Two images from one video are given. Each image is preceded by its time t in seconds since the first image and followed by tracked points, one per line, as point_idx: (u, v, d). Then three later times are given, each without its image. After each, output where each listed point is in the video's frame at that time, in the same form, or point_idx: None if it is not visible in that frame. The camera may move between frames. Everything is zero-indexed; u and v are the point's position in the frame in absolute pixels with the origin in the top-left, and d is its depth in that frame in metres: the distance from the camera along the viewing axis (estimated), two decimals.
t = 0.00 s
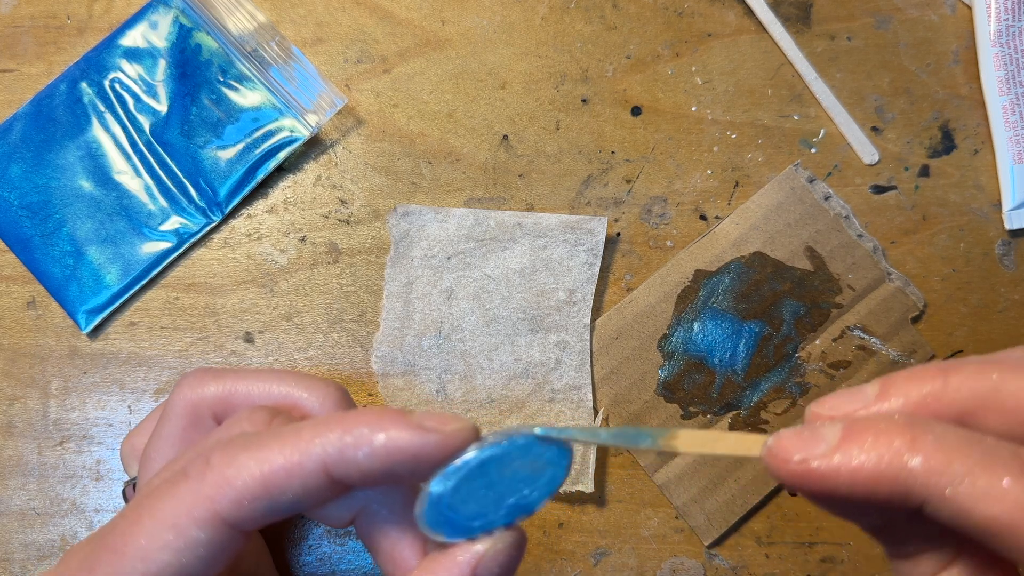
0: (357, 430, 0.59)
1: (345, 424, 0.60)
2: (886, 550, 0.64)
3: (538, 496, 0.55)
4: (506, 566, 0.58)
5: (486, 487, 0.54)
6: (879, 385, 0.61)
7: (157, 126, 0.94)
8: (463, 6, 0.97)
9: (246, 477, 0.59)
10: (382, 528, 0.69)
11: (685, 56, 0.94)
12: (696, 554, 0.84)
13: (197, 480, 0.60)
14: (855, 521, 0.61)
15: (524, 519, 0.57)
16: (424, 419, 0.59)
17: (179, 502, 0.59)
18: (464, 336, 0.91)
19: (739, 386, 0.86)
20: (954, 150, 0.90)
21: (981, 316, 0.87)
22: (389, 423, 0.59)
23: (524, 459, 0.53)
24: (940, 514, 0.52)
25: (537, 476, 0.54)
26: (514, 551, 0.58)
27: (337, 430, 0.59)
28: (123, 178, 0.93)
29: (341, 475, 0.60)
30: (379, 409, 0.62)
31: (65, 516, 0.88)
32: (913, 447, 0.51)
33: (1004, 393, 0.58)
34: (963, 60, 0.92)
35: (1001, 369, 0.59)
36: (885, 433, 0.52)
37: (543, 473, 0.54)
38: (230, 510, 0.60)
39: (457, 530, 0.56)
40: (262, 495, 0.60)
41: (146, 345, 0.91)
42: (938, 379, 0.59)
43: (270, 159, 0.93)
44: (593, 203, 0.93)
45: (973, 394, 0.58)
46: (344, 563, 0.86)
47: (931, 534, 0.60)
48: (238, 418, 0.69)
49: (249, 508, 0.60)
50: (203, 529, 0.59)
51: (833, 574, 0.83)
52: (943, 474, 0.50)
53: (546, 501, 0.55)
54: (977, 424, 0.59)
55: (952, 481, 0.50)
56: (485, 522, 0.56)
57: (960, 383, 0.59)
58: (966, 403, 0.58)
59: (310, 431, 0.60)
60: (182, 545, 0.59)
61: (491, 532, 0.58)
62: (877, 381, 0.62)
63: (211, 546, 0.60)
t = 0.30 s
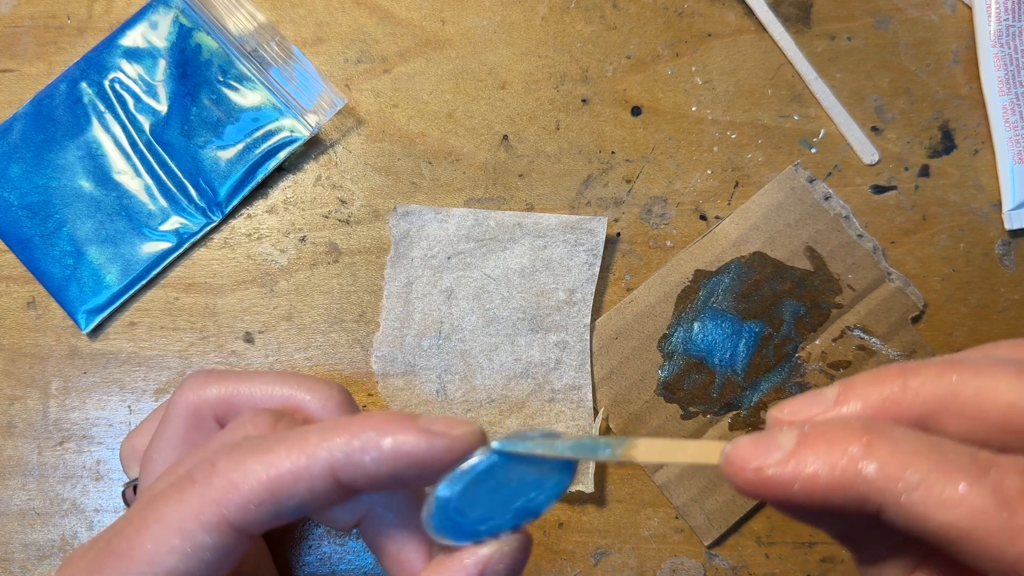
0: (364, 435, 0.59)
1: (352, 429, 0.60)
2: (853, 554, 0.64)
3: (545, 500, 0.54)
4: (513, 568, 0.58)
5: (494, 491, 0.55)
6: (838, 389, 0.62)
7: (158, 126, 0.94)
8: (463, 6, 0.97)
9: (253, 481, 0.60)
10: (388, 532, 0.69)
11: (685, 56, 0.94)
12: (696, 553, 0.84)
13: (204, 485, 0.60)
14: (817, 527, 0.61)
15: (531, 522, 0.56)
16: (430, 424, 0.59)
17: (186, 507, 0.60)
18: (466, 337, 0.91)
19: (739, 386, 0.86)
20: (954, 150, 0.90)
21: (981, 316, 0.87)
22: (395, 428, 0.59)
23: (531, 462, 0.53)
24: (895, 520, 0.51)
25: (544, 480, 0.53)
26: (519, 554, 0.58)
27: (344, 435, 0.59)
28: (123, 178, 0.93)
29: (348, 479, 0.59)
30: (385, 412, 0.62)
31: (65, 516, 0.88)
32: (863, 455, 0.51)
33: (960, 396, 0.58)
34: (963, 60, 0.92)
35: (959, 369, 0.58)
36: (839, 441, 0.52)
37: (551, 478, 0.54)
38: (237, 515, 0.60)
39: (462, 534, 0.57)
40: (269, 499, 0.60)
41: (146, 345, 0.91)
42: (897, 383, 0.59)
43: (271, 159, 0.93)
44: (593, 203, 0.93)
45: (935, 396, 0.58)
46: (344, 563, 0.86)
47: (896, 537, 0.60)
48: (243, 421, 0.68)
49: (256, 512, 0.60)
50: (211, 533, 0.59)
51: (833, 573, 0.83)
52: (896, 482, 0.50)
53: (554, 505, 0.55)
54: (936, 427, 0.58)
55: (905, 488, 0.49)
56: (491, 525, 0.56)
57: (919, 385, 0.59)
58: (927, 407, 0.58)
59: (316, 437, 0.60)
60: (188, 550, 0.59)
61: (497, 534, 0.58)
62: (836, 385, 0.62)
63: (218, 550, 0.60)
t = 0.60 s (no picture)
0: (358, 434, 0.59)
1: (347, 428, 0.60)
2: (886, 550, 0.64)
3: (540, 500, 0.54)
4: (512, 567, 0.59)
5: (490, 491, 0.54)
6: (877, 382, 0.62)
7: (157, 126, 0.94)
8: (463, 6, 0.97)
9: (249, 480, 0.60)
10: (383, 531, 0.69)
11: (685, 56, 0.94)
12: (696, 553, 0.84)
13: (200, 484, 0.60)
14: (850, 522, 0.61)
15: (528, 523, 0.57)
16: (426, 423, 0.59)
17: (182, 506, 0.60)
18: (465, 337, 0.91)
19: (739, 386, 0.86)
20: (954, 150, 0.90)
21: (981, 316, 0.87)
22: (390, 428, 0.59)
23: (526, 462, 0.53)
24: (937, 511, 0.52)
25: (540, 479, 0.53)
26: (517, 555, 0.59)
27: (340, 435, 0.59)
28: (123, 178, 0.93)
29: (343, 479, 0.59)
30: (381, 412, 0.62)
31: (65, 516, 0.88)
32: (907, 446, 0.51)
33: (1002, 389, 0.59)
34: (963, 60, 0.92)
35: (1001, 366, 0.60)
36: (882, 434, 0.53)
37: (546, 476, 0.54)
38: (232, 514, 0.60)
39: (460, 534, 0.56)
40: (264, 499, 0.60)
41: (146, 345, 0.91)
42: (938, 375, 0.60)
43: (270, 159, 0.93)
44: (593, 203, 0.93)
45: (976, 389, 0.59)
46: (344, 564, 0.86)
47: (930, 533, 0.60)
48: (240, 421, 0.68)
49: (251, 511, 0.60)
50: (206, 533, 0.60)
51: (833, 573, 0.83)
52: (941, 473, 0.50)
53: (549, 505, 0.55)
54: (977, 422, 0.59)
55: (949, 479, 0.50)
56: (489, 525, 0.56)
57: (959, 379, 0.59)
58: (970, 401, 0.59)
59: (312, 436, 0.60)
60: (184, 549, 0.59)
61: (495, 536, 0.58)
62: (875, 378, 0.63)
63: (214, 549, 0.60)
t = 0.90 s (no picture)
0: (348, 426, 0.59)
1: (337, 420, 0.60)
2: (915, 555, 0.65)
3: (529, 495, 0.54)
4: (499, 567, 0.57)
5: (477, 480, 0.54)
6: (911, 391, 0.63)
7: (157, 126, 0.94)
8: (463, 6, 0.97)
9: (239, 471, 0.60)
10: (376, 527, 0.69)
11: (685, 56, 0.94)
12: (696, 553, 0.84)
13: (191, 476, 0.60)
14: (884, 528, 0.62)
15: (517, 520, 0.55)
16: (416, 415, 0.60)
17: (173, 498, 0.60)
18: (464, 336, 0.91)
19: (739, 386, 0.86)
20: (954, 150, 0.90)
21: (981, 316, 0.87)
22: (380, 419, 0.59)
23: (515, 454, 0.54)
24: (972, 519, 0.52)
25: (530, 471, 0.54)
26: (507, 552, 0.57)
27: (330, 425, 0.60)
28: (123, 178, 0.93)
29: (332, 470, 0.60)
30: (371, 405, 0.62)
31: (65, 516, 0.88)
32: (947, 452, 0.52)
33: None
34: (963, 60, 0.92)
35: None
36: (921, 440, 0.53)
37: (534, 468, 0.54)
38: (222, 505, 0.59)
39: (448, 528, 0.56)
40: (254, 491, 0.60)
41: (146, 345, 0.91)
42: (973, 388, 0.60)
43: (270, 159, 0.93)
44: (593, 203, 0.93)
45: (1009, 400, 0.59)
46: (344, 564, 0.86)
47: (962, 540, 0.61)
48: (233, 418, 0.69)
49: (241, 502, 0.60)
50: (195, 524, 0.59)
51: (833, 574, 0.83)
52: (979, 480, 0.50)
53: (538, 502, 0.54)
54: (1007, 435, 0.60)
55: (987, 487, 0.50)
56: (477, 519, 0.55)
57: (995, 389, 0.60)
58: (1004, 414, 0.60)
59: (302, 428, 0.60)
60: (175, 541, 0.59)
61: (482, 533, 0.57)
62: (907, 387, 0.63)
63: (204, 541, 0.60)
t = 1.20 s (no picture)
0: (346, 427, 0.59)
1: (336, 421, 0.60)
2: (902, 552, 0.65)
3: (527, 497, 0.54)
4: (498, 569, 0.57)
5: (477, 481, 0.54)
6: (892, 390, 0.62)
7: (157, 126, 0.94)
8: (463, 6, 0.97)
9: (238, 473, 0.60)
10: (375, 527, 0.69)
11: (685, 56, 0.95)
12: (696, 553, 0.84)
13: (190, 478, 0.60)
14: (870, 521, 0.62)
15: (515, 521, 0.56)
16: (415, 416, 0.60)
17: (171, 499, 0.60)
18: (464, 336, 0.91)
19: (739, 386, 0.86)
20: (954, 150, 0.90)
21: (981, 316, 0.87)
22: (378, 420, 0.59)
23: (514, 455, 0.54)
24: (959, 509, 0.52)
25: (529, 474, 0.54)
26: (507, 553, 0.57)
27: (329, 427, 0.60)
28: (123, 178, 0.93)
29: (331, 472, 0.60)
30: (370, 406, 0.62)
31: (65, 516, 0.88)
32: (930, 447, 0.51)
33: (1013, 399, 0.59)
34: (964, 60, 0.92)
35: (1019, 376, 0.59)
36: (906, 434, 0.52)
37: (531, 470, 0.54)
38: (221, 506, 0.59)
39: (447, 529, 0.55)
40: (252, 492, 0.60)
41: (146, 345, 0.91)
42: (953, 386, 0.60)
43: (271, 159, 0.93)
44: (593, 203, 0.93)
45: (991, 394, 0.59)
46: (344, 564, 0.86)
47: (947, 532, 0.60)
48: (232, 419, 0.69)
49: (240, 503, 0.60)
50: (194, 525, 0.59)
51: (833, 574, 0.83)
52: (963, 472, 0.50)
53: (537, 504, 0.54)
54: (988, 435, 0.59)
55: (971, 478, 0.50)
56: (476, 520, 0.55)
57: (978, 384, 0.60)
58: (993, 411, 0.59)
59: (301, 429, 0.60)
60: (174, 541, 0.59)
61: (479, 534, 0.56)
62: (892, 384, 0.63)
63: (203, 542, 0.60)
